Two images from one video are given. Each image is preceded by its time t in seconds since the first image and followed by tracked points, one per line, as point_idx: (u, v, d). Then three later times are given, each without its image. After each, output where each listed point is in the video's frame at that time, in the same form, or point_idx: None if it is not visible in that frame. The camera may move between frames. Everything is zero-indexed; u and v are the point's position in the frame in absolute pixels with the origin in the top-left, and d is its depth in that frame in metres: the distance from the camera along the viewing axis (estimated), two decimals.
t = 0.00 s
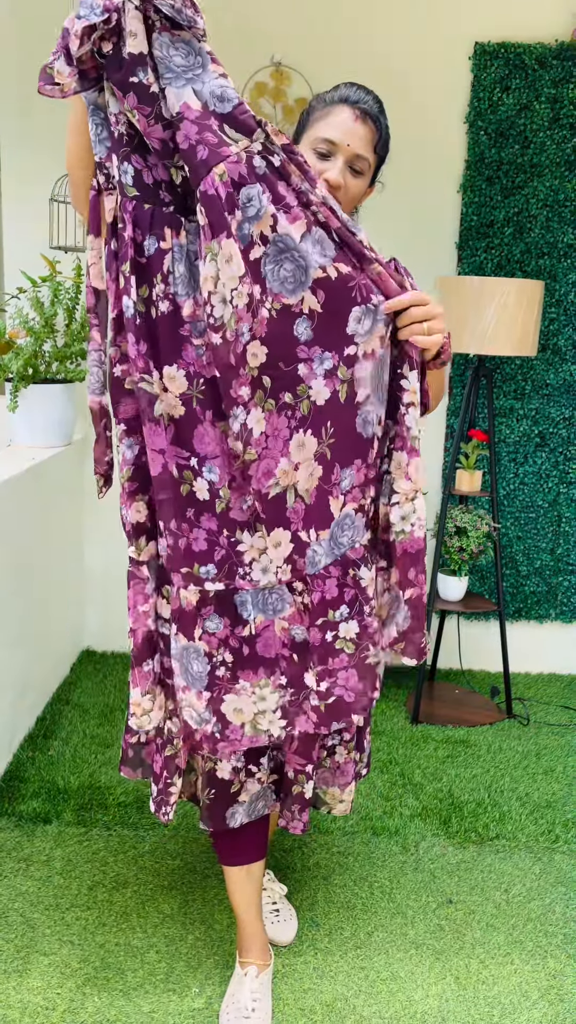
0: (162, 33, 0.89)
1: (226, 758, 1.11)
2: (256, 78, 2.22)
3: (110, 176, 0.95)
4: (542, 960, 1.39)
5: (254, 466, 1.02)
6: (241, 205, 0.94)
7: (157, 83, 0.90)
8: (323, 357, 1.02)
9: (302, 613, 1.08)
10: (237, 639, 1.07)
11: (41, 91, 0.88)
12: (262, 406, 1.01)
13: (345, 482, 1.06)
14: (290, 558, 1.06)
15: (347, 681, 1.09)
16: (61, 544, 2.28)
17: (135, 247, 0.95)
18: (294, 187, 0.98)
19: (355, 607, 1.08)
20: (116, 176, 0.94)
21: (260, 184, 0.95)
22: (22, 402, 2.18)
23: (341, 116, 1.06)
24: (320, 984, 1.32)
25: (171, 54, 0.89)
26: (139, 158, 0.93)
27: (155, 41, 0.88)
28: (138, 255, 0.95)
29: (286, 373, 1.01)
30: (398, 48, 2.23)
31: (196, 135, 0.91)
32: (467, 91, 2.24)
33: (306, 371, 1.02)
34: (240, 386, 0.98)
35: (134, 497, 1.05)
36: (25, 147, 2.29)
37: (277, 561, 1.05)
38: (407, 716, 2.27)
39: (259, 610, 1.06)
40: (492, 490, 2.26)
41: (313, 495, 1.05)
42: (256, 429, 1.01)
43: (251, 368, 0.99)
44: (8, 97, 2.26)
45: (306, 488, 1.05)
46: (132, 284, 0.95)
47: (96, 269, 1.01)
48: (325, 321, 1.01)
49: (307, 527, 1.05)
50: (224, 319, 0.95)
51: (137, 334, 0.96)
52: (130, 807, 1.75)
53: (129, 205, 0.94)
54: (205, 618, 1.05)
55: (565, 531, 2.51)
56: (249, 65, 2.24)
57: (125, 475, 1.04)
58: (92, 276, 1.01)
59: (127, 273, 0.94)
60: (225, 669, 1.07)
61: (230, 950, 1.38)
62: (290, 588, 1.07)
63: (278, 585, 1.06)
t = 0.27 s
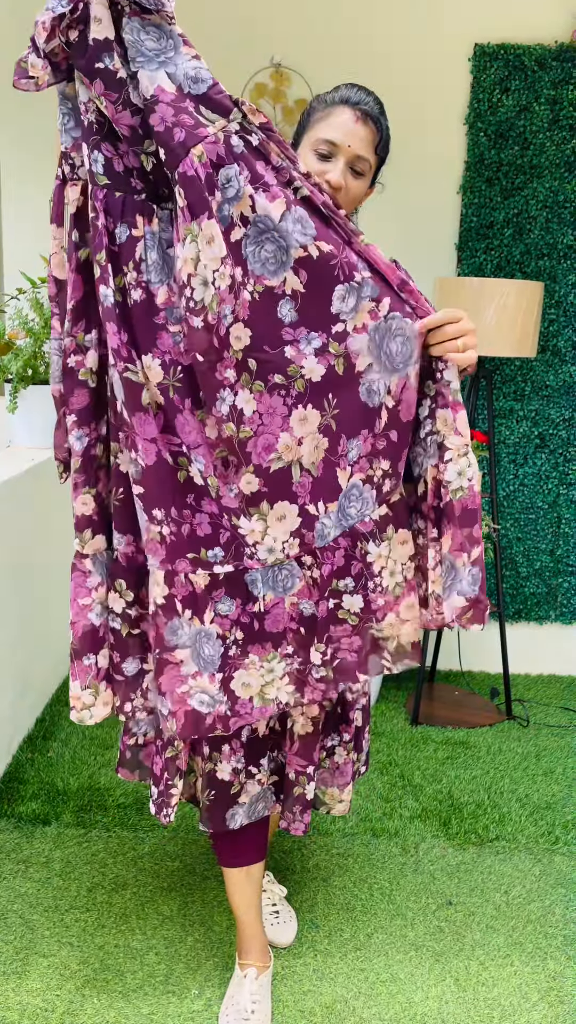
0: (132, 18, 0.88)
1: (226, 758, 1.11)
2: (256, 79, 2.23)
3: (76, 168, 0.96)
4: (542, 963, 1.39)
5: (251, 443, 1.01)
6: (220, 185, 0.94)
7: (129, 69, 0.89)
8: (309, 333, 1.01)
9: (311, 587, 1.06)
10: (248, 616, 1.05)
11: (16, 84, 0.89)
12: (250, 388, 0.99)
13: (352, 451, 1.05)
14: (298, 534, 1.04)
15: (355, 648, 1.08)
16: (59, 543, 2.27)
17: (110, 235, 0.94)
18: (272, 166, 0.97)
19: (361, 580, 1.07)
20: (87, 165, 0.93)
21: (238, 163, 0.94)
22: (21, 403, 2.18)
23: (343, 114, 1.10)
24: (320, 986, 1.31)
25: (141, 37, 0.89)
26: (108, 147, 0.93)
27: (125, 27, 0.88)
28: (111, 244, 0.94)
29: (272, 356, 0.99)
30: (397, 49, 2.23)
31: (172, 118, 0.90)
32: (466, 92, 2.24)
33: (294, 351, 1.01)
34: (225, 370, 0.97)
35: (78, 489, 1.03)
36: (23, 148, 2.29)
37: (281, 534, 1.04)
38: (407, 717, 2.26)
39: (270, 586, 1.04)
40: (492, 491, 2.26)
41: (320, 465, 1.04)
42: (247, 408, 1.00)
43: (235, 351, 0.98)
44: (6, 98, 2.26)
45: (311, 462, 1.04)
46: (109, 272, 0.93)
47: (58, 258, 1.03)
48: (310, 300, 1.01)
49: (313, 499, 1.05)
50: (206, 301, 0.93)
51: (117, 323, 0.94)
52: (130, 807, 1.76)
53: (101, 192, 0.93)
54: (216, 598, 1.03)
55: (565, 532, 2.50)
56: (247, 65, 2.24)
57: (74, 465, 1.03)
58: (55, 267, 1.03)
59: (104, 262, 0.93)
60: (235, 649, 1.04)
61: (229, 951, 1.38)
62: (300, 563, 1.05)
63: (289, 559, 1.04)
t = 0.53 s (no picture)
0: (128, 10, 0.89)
1: (225, 758, 1.12)
2: (257, 79, 2.23)
3: (67, 160, 0.96)
4: (542, 964, 1.39)
5: (251, 435, 1.01)
6: (215, 176, 0.93)
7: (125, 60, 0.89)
8: (304, 327, 1.00)
9: (322, 578, 1.06)
10: (258, 608, 1.05)
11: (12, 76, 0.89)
12: (250, 380, 0.99)
13: (359, 440, 1.04)
14: (307, 526, 1.04)
15: (363, 648, 1.05)
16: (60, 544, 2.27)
17: (107, 226, 0.94)
18: (268, 158, 0.96)
19: (371, 574, 1.05)
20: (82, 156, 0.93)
21: (233, 154, 0.93)
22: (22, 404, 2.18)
23: (340, 112, 1.10)
24: (320, 987, 1.31)
25: (137, 28, 0.89)
26: (104, 137, 0.93)
27: (121, 19, 0.89)
28: (107, 236, 0.94)
29: (272, 348, 0.98)
30: (397, 50, 2.23)
31: (168, 107, 0.89)
32: (467, 93, 2.24)
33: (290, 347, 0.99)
34: (226, 361, 0.98)
35: (35, 482, 1.03)
36: (24, 148, 2.29)
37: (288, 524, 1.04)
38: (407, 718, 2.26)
39: (280, 577, 1.05)
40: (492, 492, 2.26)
41: (326, 455, 1.04)
42: (246, 402, 1.00)
43: (236, 341, 0.97)
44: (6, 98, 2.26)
45: (315, 452, 1.04)
46: (107, 263, 0.93)
47: (45, 253, 1.02)
48: (306, 295, 0.99)
49: (319, 489, 1.04)
50: (207, 291, 0.94)
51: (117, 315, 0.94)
52: (130, 808, 1.76)
53: (97, 183, 0.93)
54: (226, 590, 1.04)
55: (565, 533, 2.50)
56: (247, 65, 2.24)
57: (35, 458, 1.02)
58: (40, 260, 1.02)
59: (101, 253, 0.93)
60: (244, 640, 1.06)
61: (230, 952, 1.38)
62: (311, 551, 1.05)
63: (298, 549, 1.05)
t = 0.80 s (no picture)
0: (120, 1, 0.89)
1: (226, 759, 1.11)
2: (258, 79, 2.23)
3: (60, 153, 0.97)
4: (543, 965, 1.39)
5: (242, 433, 1.00)
6: (206, 170, 0.93)
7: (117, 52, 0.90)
8: (292, 325, 0.99)
9: (322, 575, 1.04)
10: (259, 608, 1.04)
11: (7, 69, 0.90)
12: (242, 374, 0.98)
13: (354, 436, 1.03)
14: (308, 521, 1.03)
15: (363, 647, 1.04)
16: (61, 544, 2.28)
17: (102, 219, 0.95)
18: (258, 152, 0.96)
19: (373, 569, 1.04)
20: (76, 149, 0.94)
21: (224, 147, 0.93)
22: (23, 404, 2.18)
23: (331, 110, 1.11)
24: (321, 987, 1.32)
25: (129, 20, 0.89)
26: (98, 131, 0.94)
27: (114, 10, 0.89)
28: (102, 228, 0.95)
29: (262, 341, 0.97)
30: (399, 50, 2.23)
31: (159, 99, 0.89)
32: (468, 93, 2.24)
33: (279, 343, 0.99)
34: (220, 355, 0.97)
35: (21, 474, 1.03)
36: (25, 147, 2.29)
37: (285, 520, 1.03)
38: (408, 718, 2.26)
39: (281, 573, 1.04)
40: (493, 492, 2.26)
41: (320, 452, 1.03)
42: (238, 397, 0.99)
43: (227, 333, 0.96)
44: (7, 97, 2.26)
45: (307, 451, 1.02)
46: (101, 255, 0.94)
47: (41, 246, 1.00)
48: (295, 290, 0.98)
49: (316, 485, 1.03)
50: (201, 284, 0.94)
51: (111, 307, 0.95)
52: (131, 808, 1.76)
53: (91, 175, 0.93)
54: (226, 586, 1.03)
55: (566, 534, 2.50)
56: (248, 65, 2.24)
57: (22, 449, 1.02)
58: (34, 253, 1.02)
59: (95, 245, 0.93)
60: (246, 641, 1.04)
61: (231, 952, 1.38)
62: (310, 546, 1.04)
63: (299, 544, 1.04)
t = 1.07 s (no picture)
0: None
1: (228, 759, 1.12)
2: (260, 79, 2.23)
3: (63, 148, 0.97)
4: (543, 965, 1.39)
5: (248, 421, 1.00)
6: (208, 159, 0.93)
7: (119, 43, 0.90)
8: (294, 312, 1.00)
9: (334, 562, 1.05)
10: (271, 600, 1.04)
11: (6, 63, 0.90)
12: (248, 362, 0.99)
13: (357, 427, 1.03)
14: (318, 510, 1.03)
15: (376, 638, 1.03)
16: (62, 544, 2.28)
17: (106, 210, 0.94)
18: (259, 141, 0.96)
19: (385, 556, 1.04)
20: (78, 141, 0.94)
21: (226, 137, 0.93)
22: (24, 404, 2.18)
23: (321, 113, 1.13)
24: (321, 987, 1.32)
25: (131, 12, 0.89)
26: (99, 123, 0.94)
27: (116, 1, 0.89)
28: (105, 219, 0.94)
29: (268, 329, 0.98)
30: (400, 50, 2.23)
31: (161, 89, 0.90)
32: (470, 93, 2.24)
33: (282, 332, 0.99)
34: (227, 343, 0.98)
35: (36, 474, 1.03)
36: (27, 147, 2.30)
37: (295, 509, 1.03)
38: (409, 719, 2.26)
39: (292, 563, 1.04)
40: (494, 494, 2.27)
41: (328, 441, 1.03)
42: (245, 385, 0.99)
43: (233, 321, 0.97)
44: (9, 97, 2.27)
45: (312, 441, 1.03)
46: (105, 245, 0.93)
47: (44, 239, 1.01)
48: (297, 279, 0.99)
49: (322, 475, 1.03)
50: (207, 272, 0.95)
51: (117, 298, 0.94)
52: (132, 808, 1.76)
53: (94, 167, 0.93)
54: (237, 578, 1.03)
55: (568, 534, 2.50)
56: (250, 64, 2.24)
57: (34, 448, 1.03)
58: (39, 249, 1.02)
59: (99, 236, 0.93)
60: (259, 636, 1.04)
61: (232, 952, 1.38)
62: (322, 534, 1.05)
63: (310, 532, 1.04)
